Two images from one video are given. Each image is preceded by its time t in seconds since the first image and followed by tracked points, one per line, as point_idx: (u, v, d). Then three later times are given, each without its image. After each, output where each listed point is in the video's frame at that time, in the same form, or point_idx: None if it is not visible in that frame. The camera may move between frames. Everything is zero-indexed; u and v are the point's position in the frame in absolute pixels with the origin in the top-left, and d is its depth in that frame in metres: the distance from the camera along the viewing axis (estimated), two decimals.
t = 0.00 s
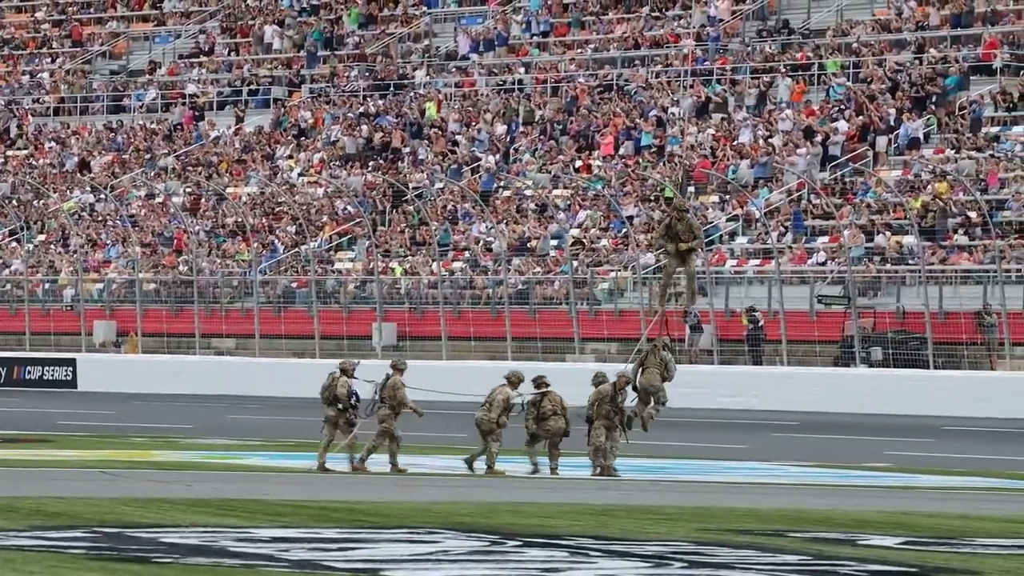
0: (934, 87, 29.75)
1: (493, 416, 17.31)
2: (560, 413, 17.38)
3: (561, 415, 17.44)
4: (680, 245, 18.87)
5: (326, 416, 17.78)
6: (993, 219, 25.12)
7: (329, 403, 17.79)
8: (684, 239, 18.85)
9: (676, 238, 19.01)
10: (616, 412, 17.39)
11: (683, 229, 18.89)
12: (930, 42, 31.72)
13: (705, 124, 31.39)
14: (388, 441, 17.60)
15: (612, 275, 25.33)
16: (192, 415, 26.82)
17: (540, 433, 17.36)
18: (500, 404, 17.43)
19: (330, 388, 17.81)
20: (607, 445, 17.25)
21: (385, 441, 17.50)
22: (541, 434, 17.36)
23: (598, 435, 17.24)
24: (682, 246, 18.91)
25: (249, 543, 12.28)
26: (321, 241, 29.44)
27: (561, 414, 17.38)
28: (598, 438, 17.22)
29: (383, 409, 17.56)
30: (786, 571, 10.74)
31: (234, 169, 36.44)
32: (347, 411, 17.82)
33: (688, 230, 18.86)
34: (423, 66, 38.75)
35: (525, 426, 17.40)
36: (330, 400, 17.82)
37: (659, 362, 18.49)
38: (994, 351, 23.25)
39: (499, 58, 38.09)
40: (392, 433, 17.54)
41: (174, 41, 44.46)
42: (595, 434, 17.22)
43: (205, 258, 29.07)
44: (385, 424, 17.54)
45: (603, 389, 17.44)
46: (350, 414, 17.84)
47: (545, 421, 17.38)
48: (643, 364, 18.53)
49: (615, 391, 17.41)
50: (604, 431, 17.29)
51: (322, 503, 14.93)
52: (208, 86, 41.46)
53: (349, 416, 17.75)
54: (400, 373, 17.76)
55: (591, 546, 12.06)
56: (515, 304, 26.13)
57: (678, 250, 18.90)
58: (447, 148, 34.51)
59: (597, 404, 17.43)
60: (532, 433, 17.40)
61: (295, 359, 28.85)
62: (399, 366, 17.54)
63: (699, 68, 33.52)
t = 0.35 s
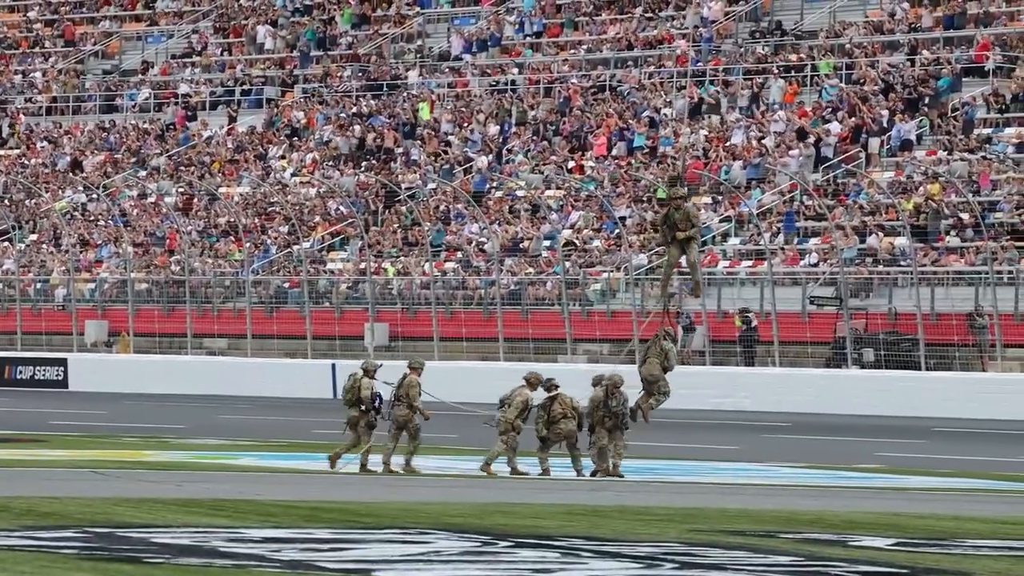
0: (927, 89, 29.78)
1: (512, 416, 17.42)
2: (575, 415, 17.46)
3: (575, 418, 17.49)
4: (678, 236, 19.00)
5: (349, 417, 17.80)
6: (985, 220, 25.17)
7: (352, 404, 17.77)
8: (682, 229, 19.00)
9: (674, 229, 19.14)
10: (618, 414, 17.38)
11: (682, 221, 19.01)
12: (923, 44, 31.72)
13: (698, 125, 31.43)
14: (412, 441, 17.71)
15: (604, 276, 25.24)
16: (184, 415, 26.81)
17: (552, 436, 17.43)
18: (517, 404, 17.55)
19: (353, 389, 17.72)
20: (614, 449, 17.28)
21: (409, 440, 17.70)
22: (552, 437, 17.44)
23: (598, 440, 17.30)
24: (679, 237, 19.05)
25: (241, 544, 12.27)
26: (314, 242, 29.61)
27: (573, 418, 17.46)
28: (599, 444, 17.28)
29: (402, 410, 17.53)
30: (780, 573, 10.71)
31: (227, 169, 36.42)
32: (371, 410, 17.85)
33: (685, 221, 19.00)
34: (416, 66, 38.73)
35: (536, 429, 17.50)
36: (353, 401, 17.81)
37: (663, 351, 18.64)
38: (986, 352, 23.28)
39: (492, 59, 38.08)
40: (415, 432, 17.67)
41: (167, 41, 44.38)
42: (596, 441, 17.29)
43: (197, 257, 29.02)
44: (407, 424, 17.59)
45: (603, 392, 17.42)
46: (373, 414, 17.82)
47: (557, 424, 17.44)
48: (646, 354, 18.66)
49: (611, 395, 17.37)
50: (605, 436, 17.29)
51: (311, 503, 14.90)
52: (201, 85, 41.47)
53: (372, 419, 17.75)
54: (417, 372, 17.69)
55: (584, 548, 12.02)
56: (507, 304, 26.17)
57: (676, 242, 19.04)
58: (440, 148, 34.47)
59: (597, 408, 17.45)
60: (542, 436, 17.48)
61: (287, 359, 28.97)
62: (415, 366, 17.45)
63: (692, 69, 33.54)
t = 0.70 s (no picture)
0: (899, 93, 29.86)
1: (513, 422, 17.50)
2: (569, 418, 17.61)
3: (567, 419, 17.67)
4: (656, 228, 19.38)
5: (353, 422, 17.94)
6: (957, 225, 25.27)
7: (358, 410, 17.91)
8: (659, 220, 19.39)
9: (650, 220, 19.46)
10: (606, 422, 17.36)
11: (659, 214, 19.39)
12: (895, 49, 31.82)
13: (671, 129, 31.46)
14: (409, 446, 17.81)
15: (577, 280, 25.22)
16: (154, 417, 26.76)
17: (547, 440, 17.64)
18: (519, 410, 17.56)
19: (357, 396, 17.90)
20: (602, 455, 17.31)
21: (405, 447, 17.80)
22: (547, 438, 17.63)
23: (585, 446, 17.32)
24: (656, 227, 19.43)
25: (213, 546, 12.22)
26: (287, 245, 29.59)
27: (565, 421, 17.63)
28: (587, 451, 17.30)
29: (405, 415, 17.69)
30: None
31: (200, 172, 36.31)
32: (376, 417, 17.95)
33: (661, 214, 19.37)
34: (389, 70, 38.71)
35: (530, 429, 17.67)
36: (358, 407, 17.94)
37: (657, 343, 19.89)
38: (958, 357, 23.38)
39: (465, 62, 38.07)
40: (412, 438, 17.77)
41: (140, 43, 44.24)
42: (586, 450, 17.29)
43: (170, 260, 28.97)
44: (408, 429, 17.74)
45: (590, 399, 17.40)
46: (377, 420, 17.93)
47: (551, 427, 17.63)
48: (632, 351, 19.99)
49: (597, 403, 17.35)
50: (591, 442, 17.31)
51: (283, 506, 14.91)
52: (174, 88, 41.37)
53: (377, 423, 17.88)
54: (422, 378, 17.71)
55: (558, 551, 11.97)
56: (481, 308, 26.20)
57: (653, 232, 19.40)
58: (413, 152, 34.41)
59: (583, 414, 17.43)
60: (538, 440, 17.67)
61: (259, 362, 28.88)
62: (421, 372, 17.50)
63: (666, 73, 33.58)
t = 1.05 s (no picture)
0: (893, 122, 29.92)
1: (536, 452, 17.42)
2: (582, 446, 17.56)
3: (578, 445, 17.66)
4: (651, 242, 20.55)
5: (377, 452, 17.56)
6: (952, 252, 25.34)
7: (381, 439, 17.51)
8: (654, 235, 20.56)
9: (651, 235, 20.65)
10: (613, 450, 17.47)
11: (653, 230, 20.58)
12: (889, 77, 31.96)
13: (666, 157, 31.50)
14: (428, 475, 17.65)
15: (573, 308, 25.18)
16: (149, 447, 26.66)
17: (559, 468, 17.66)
18: (540, 439, 17.42)
19: (379, 424, 17.53)
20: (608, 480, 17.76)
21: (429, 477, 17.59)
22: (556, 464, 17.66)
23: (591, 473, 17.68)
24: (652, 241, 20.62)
25: None
26: (283, 273, 29.61)
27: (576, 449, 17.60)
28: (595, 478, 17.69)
29: (427, 446, 17.55)
30: None
31: (196, 202, 36.31)
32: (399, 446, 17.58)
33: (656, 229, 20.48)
34: (384, 99, 38.80)
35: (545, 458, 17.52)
36: (380, 437, 17.53)
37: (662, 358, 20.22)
38: (953, 386, 23.37)
39: (460, 91, 38.16)
40: (434, 469, 17.63)
41: (135, 72, 44.32)
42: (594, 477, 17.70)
43: (165, 291, 29.15)
44: (428, 459, 17.59)
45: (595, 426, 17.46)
46: (401, 448, 17.59)
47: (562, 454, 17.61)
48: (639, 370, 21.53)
49: (602, 431, 17.43)
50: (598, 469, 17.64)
51: (280, 537, 14.83)
52: (169, 117, 41.43)
53: (403, 452, 17.50)
54: (441, 409, 17.68)
55: None
56: (475, 338, 26.09)
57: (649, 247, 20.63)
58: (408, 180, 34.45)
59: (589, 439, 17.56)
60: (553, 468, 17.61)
61: (255, 393, 28.74)
62: (441, 403, 17.48)
63: (661, 101, 33.64)
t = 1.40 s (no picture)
0: (861, 143, 30.00)
1: (524, 474, 17.32)
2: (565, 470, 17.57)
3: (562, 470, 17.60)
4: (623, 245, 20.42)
5: (376, 472, 17.65)
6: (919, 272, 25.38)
7: (380, 461, 17.67)
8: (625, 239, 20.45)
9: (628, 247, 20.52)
10: (595, 471, 17.52)
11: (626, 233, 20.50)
12: (857, 98, 32.06)
13: (633, 178, 31.50)
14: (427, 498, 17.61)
15: (541, 329, 25.24)
16: (116, 469, 26.51)
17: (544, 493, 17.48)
18: (526, 461, 17.34)
19: (378, 446, 17.69)
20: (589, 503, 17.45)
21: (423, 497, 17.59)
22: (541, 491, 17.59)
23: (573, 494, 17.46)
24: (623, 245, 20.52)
25: None
26: (250, 294, 29.41)
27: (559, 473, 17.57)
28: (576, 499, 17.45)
29: (425, 466, 17.56)
30: None
31: (163, 223, 36.15)
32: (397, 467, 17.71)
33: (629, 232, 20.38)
34: (352, 120, 38.73)
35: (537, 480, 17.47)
36: (378, 458, 17.71)
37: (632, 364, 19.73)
38: (921, 406, 23.35)
39: (428, 112, 38.17)
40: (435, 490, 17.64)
41: (102, 94, 44.08)
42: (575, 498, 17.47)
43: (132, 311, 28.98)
44: (428, 479, 17.59)
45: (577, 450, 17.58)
46: (399, 470, 17.71)
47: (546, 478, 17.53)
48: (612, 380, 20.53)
49: (584, 454, 17.55)
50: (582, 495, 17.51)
51: (246, 558, 14.74)
52: (136, 140, 41.27)
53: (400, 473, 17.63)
54: (438, 430, 17.66)
55: None
56: (443, 358, 26.08)
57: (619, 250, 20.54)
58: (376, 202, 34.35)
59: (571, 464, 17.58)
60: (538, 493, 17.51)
61: (222, 415, 28.69)
62: (437, 423, 17.55)
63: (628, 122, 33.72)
